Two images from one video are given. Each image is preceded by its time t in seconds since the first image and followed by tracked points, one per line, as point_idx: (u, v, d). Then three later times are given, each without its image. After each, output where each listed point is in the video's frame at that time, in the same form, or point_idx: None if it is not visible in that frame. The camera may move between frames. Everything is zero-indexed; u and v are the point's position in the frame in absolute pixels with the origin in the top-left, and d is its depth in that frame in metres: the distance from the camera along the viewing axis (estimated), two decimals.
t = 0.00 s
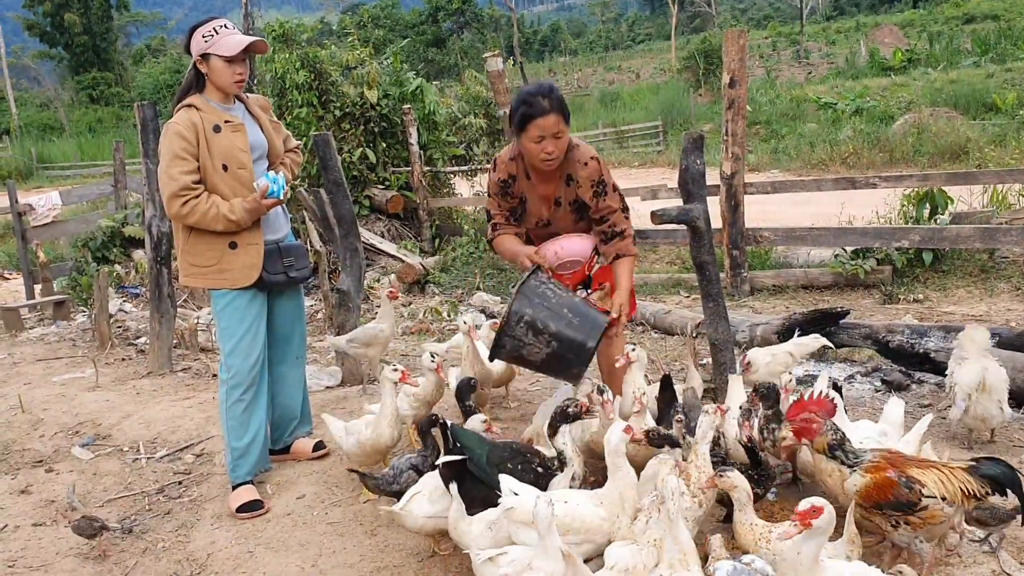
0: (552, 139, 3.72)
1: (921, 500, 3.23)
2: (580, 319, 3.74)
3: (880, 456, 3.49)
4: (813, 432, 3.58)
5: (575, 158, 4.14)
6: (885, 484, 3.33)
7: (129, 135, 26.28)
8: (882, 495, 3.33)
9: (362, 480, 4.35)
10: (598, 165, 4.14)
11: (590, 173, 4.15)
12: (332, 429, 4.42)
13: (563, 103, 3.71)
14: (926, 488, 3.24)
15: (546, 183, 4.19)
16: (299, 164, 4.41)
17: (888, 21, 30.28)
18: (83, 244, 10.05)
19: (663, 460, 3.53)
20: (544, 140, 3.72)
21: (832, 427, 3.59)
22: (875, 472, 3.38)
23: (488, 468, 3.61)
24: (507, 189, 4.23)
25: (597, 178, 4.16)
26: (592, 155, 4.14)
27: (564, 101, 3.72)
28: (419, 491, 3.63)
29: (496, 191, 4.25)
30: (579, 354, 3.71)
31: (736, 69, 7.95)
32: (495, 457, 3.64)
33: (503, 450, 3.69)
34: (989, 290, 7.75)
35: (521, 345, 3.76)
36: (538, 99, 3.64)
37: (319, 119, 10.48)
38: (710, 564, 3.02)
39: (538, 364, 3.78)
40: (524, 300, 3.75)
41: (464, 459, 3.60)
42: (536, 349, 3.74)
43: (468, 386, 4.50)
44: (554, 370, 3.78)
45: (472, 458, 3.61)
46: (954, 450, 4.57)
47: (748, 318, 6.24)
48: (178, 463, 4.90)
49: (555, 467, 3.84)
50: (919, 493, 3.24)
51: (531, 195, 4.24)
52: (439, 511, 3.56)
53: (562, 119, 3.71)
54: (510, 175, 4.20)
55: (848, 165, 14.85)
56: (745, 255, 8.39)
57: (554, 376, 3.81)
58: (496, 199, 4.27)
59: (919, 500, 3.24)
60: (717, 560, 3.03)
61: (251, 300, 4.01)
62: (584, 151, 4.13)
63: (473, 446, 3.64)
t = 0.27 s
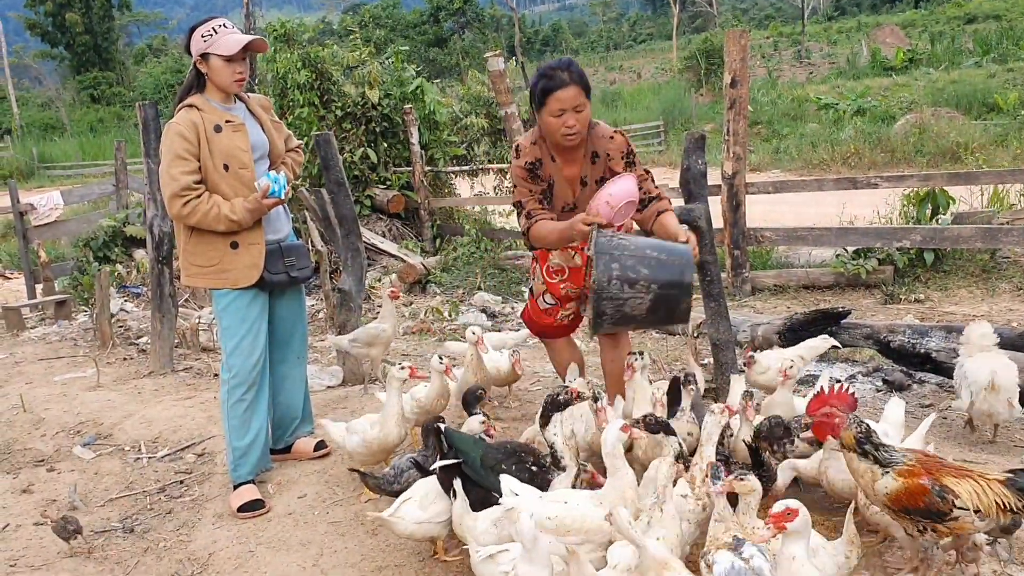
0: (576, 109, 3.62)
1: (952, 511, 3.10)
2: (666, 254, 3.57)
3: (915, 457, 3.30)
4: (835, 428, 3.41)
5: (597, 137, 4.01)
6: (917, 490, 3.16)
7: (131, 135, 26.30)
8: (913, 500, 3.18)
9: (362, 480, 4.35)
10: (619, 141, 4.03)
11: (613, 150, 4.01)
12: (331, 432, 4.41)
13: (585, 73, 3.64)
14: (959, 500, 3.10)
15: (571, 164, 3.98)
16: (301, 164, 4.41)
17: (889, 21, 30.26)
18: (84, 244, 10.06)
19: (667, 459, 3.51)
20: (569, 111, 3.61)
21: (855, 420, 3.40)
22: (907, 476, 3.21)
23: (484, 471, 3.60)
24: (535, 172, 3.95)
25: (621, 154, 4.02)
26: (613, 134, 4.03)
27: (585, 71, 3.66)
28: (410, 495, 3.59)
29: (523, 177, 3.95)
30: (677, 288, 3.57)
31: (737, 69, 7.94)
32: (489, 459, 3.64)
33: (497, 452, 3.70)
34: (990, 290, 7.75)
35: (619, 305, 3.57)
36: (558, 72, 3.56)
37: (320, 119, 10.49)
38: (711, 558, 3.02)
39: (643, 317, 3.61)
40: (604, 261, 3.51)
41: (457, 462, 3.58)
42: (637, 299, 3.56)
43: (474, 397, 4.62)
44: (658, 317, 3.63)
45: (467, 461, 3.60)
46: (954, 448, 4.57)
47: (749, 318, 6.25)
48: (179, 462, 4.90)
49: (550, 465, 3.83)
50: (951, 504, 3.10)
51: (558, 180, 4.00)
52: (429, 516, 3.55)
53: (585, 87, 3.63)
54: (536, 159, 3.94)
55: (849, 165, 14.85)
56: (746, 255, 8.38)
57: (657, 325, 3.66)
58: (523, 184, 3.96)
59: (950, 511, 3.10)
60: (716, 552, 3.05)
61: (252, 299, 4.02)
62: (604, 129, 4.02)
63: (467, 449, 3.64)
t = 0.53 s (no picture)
0: (586, 105, 3.61)
1: (999, 504, 3.11)
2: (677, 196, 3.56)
3: (963, 458, 3.38)
4: (893, 438, 3.44)
5: (604, 128, 3.98)
6: (962, 483, 3.23)
7: (130, 134, 26.31)
8: (960, 494, 3.22)
9: (360, 480, 4.35)
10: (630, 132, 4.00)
11: (620, 139, 3.98)
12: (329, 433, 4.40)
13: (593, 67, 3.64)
14: (1005, 492, 3.11)
15: (581, 158, 3.98)
16: (299, 163, 4.41)
17: (888, 21, 30.26)
18: (83, 244, 10.06)
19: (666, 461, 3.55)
20: (579, 107, 3.61)
21: (908, 428, 3.48)
22: (953, 471, 3.29)
23: (479, 478, 3.64)
24: (548, 168, 3.94)
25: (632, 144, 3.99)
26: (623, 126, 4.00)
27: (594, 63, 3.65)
28: (404, 497, 3.58)
29: (537, 173, 3.95)
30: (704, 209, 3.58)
31: (736, 69, 7.94)
32: (482, 466, 3.68)
33: (491, 459, 3.73)
34: (989, 289, 7.76)
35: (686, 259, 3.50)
36: (568, 68, 3.57)
37: (319, 118, 10.50)
38: (707, 553, 3.06)
39: (709, 254, 3.57)
40: (646, 247, 3.42)
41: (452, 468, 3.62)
42: (694, 243, 3.52)
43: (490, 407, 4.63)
44: (717, 245, 3.60)
45: (461, 468, 3.64)
46: (952, 447, 4.57)
47: (747, 318, 6.25)
48: (178, 462, 4.90)
49: (549, 464, 3.81)
50: (997, 496, 3.11)
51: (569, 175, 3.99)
52: (424, 518, 3.54)
53: (596, 80, 3.61)
54: (549, 155, 3.93)
55: (849, 165, 14.86)
56: (745, 254, 8.38)
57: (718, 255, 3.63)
58: (538, 181, 3.95)
59: (997, 504, 3.11)
60: (714, 547, 3.06)
61: (251, 299, 4.02)
62: (614, 121, 4.00)
63: (459, 456, 3.67)
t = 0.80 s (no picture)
0: (594, 119, 3.61)
1: None
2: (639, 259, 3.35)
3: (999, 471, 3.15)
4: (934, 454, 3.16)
5: (612, 139, 3.98)
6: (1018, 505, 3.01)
7: (129, 133, 26.32)
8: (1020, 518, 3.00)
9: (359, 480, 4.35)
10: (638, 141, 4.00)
11: (628, 150, 3.96)
12: (326, 439, 4.41)
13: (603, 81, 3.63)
14: None
15: (590, 170, 3.98)
16: (299, 163, 4.41)
17: (888, 20, 30.26)
18: (83, 243, 10.06)
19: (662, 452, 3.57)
20: (586, 122, 3.61)
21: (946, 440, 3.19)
22: (1003, 492, 3.04)
23: (479, 473, 3.61)
24: (557, 181, 3.95)
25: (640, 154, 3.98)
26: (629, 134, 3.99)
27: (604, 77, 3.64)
28: (398, 498, 3.59)
29: (545, 187, 3.96)
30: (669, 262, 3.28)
31: (735, 68, 7.95)
32: (482, 461, 3.64)
33: (491, 454, 3.69)
34: (989, 288, 7.76)
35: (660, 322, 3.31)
36: (576, 80, 3.56)
37: (318, 118, 10.51)
38: (705, 555, 3.06)
39: (687, 304, 3.29)
40: (626, 321, 3.37)
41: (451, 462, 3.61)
42: (663, 301, 3.29)
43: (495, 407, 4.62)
44: (702, 287, 3.28)
45: (460, 461, 3.62)
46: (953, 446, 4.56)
47: (747, 318, 6.25)
48: (178, 461, 4.90)
49: (548, 465, 3.85)
50: None
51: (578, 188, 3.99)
52: (418, 518, 3.54)
53: (604, 95, 3.60)
54: (558, 168, 3.94)
55: (848, 164, 14.86)
56: (745, 254, 8.38)
57: (708, 294, 3.31)
58: (545, 195, 3.97)
59: None
60: (712, 549, 3.07)
61: (251, 298, 4.02)
62: (621, 130, 4.00)
63: (459, 450, 3.64)
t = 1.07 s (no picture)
0: (602, 117, 3.64)
1: None
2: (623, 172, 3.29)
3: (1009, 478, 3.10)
4: (911, 448, 3.28)
5: (615, 133, 4.00)
6: None
7: (129, 134, 26.34)
8: None
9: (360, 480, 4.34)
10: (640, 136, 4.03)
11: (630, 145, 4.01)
12: (327, 438, 4.40)
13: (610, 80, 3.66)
14: None
15: (592, 165, 4.01)
16: (300, 163, 4.41)
17: (888, 20, 30.25)
18: (83, 243, 10.06)
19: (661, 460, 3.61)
20: (593, 120, 3.64)
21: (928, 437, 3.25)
22: (1012, 500, 2.99)
23: (480, 473, 3.64)
24: (559, 174, 3.98)
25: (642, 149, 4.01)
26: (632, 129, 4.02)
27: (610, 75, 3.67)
28: (400, 495, 3.58)
29: (547, 179, 3.99)
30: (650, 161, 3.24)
31: (736, 68, 7.95)
32: (484, 462, 3.68)
33: (491, 454, 3.74)
34: (989, 288, 7.76)
35: (649, 212, 3.15)
36: (584, 80, 3.59)
37: (319, 118, 10.51)
38: (707, 557, 3.05)
39: (671, 191, 3.16)
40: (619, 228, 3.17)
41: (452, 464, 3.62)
42: (645, 194, 3.17)
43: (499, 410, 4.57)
44: (684, 174, 3.21)
45: (461, 463, 3.63)
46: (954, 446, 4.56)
47: (748, 318, 6.25)
48: (179, 461, 4.90)
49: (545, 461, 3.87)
50: None
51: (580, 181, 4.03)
52: (418, 517, 3.52)
53: (612, 94, 3.64)
54: (560, 161, 3.98)
55: (849, 164, 14.86)
56: (745, 254, 8.38)
57: (691, 182, 3.21)
58: (548, 186, 3.98)
59: None
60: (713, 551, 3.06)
61: (252, 298, 4.02)
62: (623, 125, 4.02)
63: (459, 454, 3.67)
